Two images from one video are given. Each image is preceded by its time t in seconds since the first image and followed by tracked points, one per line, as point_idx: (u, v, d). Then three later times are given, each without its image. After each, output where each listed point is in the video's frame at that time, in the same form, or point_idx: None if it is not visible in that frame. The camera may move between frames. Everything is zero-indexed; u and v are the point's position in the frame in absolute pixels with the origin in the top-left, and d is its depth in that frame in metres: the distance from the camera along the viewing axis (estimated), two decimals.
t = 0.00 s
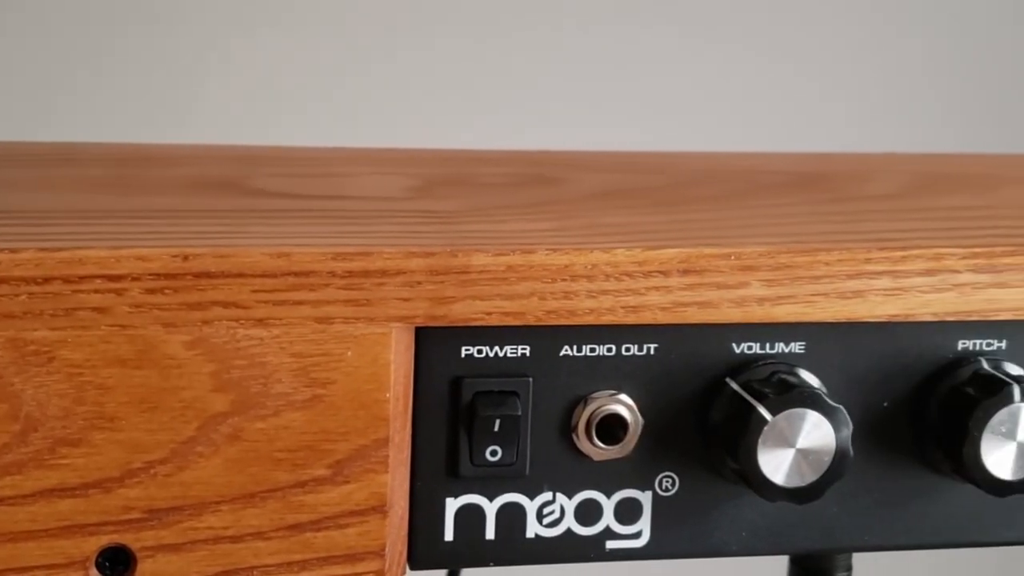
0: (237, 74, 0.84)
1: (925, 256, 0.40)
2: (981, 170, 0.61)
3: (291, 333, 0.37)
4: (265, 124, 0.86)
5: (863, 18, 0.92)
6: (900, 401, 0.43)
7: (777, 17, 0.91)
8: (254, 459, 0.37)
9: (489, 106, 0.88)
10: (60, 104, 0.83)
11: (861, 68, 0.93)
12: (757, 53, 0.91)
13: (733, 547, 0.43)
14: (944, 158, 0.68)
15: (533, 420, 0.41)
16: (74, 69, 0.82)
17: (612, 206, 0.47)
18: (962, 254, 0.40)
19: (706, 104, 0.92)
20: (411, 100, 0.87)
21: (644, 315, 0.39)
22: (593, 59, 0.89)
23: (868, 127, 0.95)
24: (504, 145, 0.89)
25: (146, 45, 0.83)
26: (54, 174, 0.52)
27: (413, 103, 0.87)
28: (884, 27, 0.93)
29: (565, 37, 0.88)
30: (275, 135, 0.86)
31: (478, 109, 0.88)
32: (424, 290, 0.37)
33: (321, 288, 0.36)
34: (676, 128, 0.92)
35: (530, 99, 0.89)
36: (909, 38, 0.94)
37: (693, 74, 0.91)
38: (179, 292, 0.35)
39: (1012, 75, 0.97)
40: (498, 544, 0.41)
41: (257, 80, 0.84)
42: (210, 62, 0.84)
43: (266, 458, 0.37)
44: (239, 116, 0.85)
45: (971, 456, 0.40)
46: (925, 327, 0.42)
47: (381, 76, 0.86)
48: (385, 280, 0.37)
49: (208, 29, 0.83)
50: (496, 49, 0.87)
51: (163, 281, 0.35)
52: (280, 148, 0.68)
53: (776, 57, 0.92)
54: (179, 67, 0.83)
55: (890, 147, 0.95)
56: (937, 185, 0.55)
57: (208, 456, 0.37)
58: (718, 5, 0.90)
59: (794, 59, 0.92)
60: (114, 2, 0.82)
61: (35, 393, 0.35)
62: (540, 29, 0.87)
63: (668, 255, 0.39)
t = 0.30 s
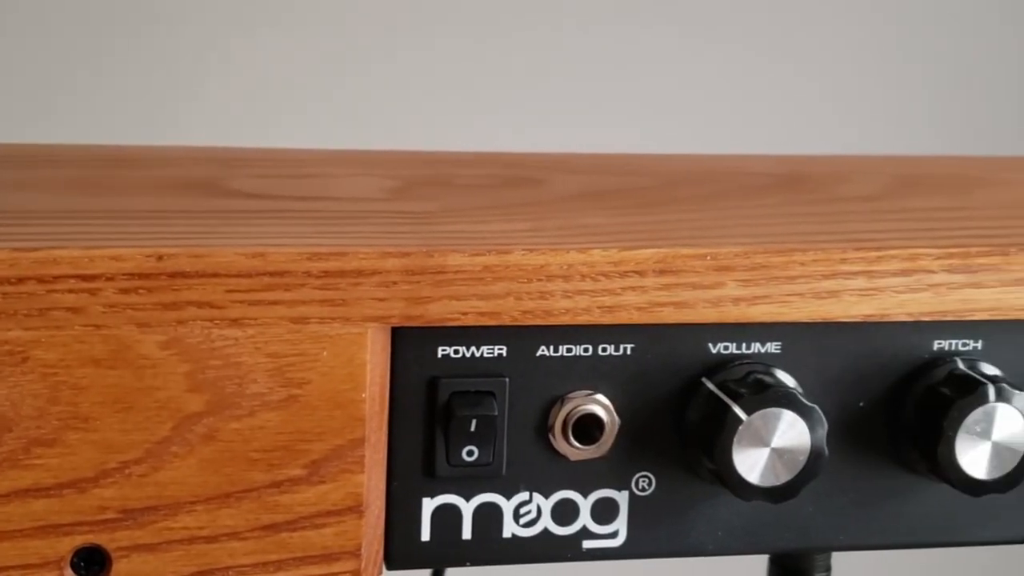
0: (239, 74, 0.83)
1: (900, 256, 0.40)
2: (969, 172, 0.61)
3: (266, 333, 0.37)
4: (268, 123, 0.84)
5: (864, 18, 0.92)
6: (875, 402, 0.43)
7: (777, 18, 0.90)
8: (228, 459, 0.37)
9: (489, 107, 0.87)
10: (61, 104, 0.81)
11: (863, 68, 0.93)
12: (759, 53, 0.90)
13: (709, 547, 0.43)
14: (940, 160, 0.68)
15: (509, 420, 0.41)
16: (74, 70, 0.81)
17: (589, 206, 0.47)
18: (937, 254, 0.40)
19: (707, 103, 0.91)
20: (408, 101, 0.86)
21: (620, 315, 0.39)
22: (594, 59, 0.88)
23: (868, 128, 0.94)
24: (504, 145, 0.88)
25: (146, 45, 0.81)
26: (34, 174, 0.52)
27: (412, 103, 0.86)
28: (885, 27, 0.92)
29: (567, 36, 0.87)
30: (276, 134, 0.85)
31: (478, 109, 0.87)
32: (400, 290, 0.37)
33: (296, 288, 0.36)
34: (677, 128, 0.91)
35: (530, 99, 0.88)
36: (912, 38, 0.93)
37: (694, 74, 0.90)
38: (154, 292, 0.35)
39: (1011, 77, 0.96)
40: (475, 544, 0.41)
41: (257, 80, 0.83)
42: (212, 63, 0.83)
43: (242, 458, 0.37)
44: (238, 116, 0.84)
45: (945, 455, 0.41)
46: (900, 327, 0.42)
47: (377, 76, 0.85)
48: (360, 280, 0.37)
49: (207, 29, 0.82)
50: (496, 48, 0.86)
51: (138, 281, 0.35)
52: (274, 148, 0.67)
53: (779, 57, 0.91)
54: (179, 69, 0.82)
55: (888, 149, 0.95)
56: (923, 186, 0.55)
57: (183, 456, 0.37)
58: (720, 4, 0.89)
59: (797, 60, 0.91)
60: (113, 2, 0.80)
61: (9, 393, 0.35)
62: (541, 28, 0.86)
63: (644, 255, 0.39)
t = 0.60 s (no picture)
0: (233, 73, 0.82)
1: (871, 257, 0.40)
2: (949, 172, 0.61)
3: (236, 333, 0.37)
4: (263, 123, 0.84)
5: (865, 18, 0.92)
6: (847, 401, 0.43)
7: (775, 18, 0.90)
8: (199, 460, 0.37)
9: (486, 108, 0.87)
10: (56, 104, 0.80)
11: (859, 68, 0.92)
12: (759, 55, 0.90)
13: (681, 547, 0.43)
14: (927, 161, 0.68)
15: (481, 421, 0.41)
16: (67, 69, 0.80)
17: (563, 206, 0.47)
18: (908, 255, 0.40)
19: (704, 104, 0.90)
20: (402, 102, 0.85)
21: (592, 315, 0.39)
22: (594, 59, 0.87)
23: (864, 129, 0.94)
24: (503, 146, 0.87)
25: (142, 44, 0.80)
26: (9, 175, 0.51)
27: (408, 103, 0.85)
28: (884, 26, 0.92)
29: (565, 36, 0.87)
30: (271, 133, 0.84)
31: (476, 111, 0.87)
32: (371, 291, 0.37)
33: (267, 288, 0.36)
34: (677, 129, 0.90)
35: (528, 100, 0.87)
36: (913, 39, 0.93)
37: (693, 74, 0.90)
38: (123, 292, 0.35)
39: (1007, 78, 0.96)
40: (447, 545, 0.41)
41: (256, 81, 0.83)
42: (206, 63, 0.81)
43: (212, 459, 0.37)
44: (239, 114, 0.83)
45: (916, 455, 0.41)
46: (871, 327, 0.42)
47: (376, 76, 0.84)
48: (331, 281, 0.37)
49: (203, 28, 0.81)
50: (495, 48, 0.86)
51: (107, 281, 0.35)
52: (265, 149, 0.67)
53: (776, 57, 0.91)
54: (174, 68, 0.81)
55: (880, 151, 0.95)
56: (900, 187, 0.55)
57: (152, 457, 0.37)
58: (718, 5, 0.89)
59: (794, 60, 0.91)
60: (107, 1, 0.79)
61: None
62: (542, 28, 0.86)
63: (615, 255, 0.39)
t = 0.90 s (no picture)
0: (232, 74, 0.84)
1: (838, 257, 0.40)
2: (921, 172, 0.61)
3: (201, 334, 0.36)
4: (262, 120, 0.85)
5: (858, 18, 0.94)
6: (815, 402, 0.43)
7: (775, 18, 0.92)
8: (165, 461, 0.37)
9: (481, 108, 0.89)
10: (63, 104, 0.82)
11: (848, 71, 0.95)
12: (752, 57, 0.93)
13: (650, 547, 0.43)
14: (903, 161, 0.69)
15: (450, 422, 0.41)
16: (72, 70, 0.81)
17: (533, 206, 0.47)
18: (875, 255, 0.41)
19: (696, 104, 0.93)
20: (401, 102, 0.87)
21: (560, 316, 0.39)
22: (597, 59, 0.90)
23: (854, 129, 0.96)
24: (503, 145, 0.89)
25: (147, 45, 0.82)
26: None
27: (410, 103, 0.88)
28: (872, 27, 0.94)
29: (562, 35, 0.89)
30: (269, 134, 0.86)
31: (477, 111, 0.89)
32: (337, 292, 0.37)
33: (232, 289, 0.36)
34: (677, 128, 0.93)
35: (525, 98, 0.89)
36: (909, 40, 0.96)
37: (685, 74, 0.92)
38: (88, 294, 0.35)
39: (990, 80, 0.98)
40: (415, 545, 0.41)
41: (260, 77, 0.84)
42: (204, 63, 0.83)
43: (177, 460, 0.37)
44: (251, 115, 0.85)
45: (882, 455, 0.41)
46: (839, 327, 0.43)
47: (377, 74, 0.86)
48: (297, 281, 0.37)
49: (208, 31, 0.83)
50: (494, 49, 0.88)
51: (72, 282, 0.35)
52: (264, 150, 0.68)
53: (767, 58, 0.93)
54: (177, 70, 0.83)
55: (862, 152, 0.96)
56: (872, 187, 0.55)
57: (118, 459, 0.37)
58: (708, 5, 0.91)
59: (784, 61, 0.93)
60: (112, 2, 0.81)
61: None
62: (541, 28, 0.88)
63: (583, 256, 0.39)
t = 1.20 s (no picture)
0: (242, 73, 0.88)
1: (803, 257, 0.41)
2: (898, 171, 0.61)
3: (164, 335, 0.36)
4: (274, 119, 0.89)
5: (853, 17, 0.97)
6: (780, 402, 0.43)
7: (776, 18, 0.96)
8: (127, 462, 0.37)
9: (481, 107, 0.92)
10: (92, 105, 0.86)
11: (842, 72, 0.98)
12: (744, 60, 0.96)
13: (618, 547, 0.43)
14: (880, 160, 0.69)
15: (415, 422, 0.41)
16: (93, 70, 0.85)
17: (502, 206, 0.47)
18: (839, 255, 0.41)
19: (690, 105, 0.96)
20: (404, 100, 0.91)
21: (525, 316, 0.39)
22: (603, 60, 0.93)
23: (854, 128, 1.00)
24: (507, 142, 0.93)
25: (167, 49, 0.86)
26: None
27: (420, 105, 0.91)
28: (872, 27, 0.98)
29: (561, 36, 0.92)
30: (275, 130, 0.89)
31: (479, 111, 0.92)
32: (300, 292, 0.37)
33: (195, 290, 0.36)
34: (679, 127, 0.96)
35: (526, 98, 0.93)
36: (906, 41, 0.99)
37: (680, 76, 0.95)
38: (49, 294, 0.35)
39: (974, 80, 1.02)
40: (381, 546, 0.41)
41: (272, 76, 0.88)
42: (215, 64, 0.87)
43: (140, 462, 0.37)
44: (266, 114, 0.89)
45: (848, 455, 0.41)
46: (805, 327, 0.43)
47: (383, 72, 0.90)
48: (260, 282, 0.37)
49: (221, 32, 0.86)
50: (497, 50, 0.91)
51: (33, 283, 0.35)
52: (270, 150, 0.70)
53: (758, 61, 0.96)
54: (188, 72, 0.87)
55: (847, 149, 1.00)
56: (845, 186, 0.55)
57: (80, 460, 0.37)
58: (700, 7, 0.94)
59: (778, 58, 0.97)
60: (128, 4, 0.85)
61: None
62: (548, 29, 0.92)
63: (548, 256, 0.39)
